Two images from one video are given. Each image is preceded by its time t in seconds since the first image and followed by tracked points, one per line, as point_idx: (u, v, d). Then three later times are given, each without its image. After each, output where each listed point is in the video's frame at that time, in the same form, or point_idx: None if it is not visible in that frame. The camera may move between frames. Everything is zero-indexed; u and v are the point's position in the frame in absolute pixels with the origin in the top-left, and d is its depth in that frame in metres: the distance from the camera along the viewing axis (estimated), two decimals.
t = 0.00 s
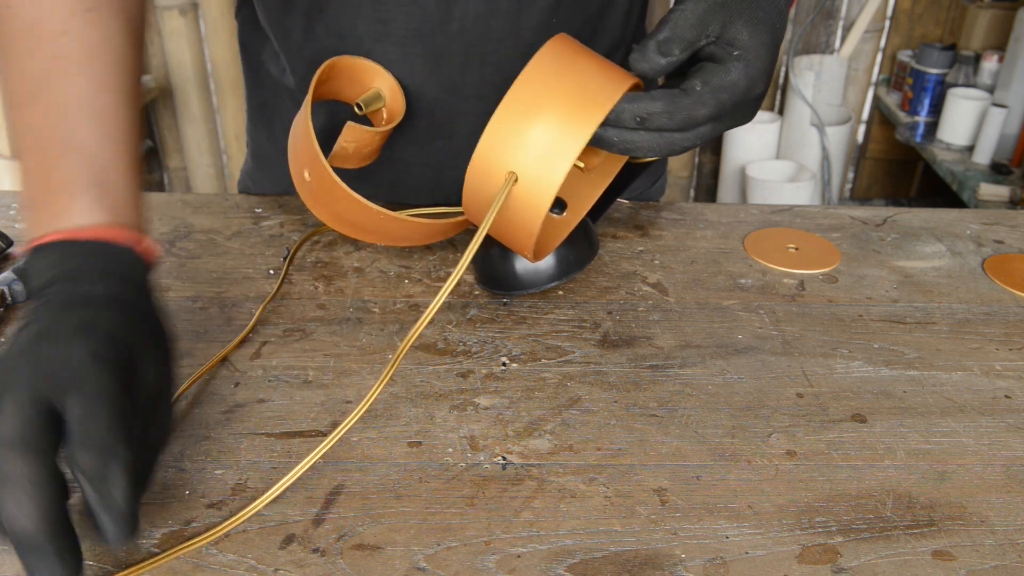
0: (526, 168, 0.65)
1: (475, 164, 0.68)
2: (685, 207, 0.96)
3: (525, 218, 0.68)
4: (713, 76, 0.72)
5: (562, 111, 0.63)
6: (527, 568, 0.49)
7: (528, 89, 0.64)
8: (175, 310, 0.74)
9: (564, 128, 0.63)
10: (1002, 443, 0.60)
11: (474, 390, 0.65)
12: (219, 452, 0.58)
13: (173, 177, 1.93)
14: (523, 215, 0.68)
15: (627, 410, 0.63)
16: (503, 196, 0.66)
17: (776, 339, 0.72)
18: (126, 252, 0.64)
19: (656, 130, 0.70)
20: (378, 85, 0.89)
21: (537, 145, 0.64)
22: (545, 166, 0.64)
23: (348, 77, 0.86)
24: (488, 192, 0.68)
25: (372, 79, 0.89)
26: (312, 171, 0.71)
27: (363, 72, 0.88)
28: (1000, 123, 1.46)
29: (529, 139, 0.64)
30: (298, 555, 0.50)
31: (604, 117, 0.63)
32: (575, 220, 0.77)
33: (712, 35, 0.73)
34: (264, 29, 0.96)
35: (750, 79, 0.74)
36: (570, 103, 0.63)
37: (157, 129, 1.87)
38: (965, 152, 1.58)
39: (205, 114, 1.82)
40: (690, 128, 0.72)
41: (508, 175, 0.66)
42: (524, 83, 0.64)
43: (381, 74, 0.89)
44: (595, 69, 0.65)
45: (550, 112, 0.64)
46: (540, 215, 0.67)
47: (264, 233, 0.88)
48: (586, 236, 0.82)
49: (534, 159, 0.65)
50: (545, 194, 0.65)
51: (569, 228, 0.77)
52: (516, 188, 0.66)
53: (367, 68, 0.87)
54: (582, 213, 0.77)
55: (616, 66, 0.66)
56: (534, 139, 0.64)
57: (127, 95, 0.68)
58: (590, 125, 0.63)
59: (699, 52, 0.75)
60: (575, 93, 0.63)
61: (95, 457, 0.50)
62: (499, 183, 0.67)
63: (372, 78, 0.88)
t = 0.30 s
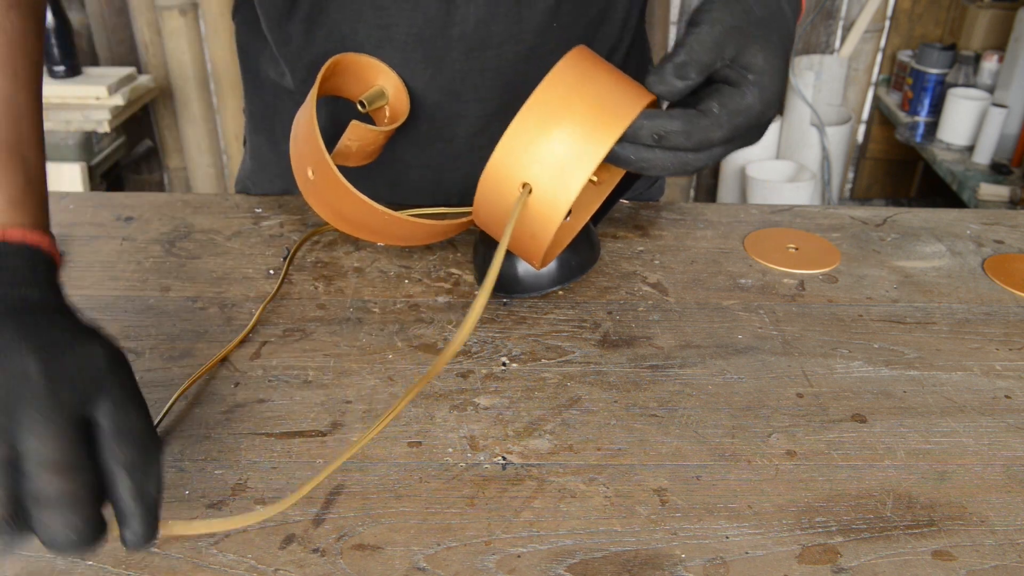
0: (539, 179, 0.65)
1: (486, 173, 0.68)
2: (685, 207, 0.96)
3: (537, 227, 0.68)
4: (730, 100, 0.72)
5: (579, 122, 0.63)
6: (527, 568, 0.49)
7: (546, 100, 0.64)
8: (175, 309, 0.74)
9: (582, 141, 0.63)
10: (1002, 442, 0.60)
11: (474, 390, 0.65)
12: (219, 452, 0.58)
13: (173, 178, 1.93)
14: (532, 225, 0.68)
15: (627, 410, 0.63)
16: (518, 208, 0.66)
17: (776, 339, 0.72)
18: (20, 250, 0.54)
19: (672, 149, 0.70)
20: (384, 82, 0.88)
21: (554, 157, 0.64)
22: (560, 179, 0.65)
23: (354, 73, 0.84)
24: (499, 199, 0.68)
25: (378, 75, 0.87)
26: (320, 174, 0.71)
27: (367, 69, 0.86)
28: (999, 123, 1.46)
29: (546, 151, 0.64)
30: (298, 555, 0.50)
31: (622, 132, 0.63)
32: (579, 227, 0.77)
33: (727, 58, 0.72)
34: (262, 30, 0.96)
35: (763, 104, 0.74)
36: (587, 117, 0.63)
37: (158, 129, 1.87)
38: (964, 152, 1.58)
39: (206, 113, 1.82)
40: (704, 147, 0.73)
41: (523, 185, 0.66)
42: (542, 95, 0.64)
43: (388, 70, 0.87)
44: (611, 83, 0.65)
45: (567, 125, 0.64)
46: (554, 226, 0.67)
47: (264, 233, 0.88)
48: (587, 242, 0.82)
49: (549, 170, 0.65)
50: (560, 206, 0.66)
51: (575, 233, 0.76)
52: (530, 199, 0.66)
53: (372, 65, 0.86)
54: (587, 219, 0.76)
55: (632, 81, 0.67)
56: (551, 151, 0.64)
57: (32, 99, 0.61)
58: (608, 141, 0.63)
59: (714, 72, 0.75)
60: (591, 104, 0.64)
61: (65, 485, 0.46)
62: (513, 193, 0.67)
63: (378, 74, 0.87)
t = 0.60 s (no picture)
0: (567, 220, 0.61)
1: (515, 203, 0.63)
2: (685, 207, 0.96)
3: (563, 264, 0.65)
4: (767, 166, 0.70)
5: (620, 168, 0.59)
6: (527, 568, 0.49)
7: (593, 143, 0.58)
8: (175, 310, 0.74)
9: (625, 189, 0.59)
10: (1002, 442, 0.60)
11: (474, 390, 0.65)
12: (220, 452, 0.58)
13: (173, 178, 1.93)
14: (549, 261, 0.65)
15: (627, 410, 0.63)
16: (549, 251, 0.62)
17: (776, 339, 0.72)
18: (108, 184, 0.66)
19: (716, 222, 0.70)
20: (408, 69, 0.84)
21: (593, 202, 0.60)
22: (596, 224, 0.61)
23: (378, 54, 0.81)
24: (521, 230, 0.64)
25: (403, 62, 0.83)
26: (342, 175, 0.68)
27: (391, 54, 0.83)
28: (1000, 123, 1.46)
29: (587, 195, 0.60)
30: (298, 555, 0.50)
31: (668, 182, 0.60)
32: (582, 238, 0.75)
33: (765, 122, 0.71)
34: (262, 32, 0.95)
35: (801, 164, 0.71)
36: (636, 166, 0.59)
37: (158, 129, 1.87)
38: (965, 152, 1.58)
39: (206, 114, 1.82)
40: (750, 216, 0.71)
41: (554, 225, 0.62)
42: (588, 134, 0.58)
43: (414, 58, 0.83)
44: (658, 133, 0.60)
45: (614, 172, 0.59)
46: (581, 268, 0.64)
47: (264, 233, 0.88)
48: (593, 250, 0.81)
49: (586, 215, 0.61)
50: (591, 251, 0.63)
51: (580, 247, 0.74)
52: (561, 240, 0.63)
53: (397, 50, 0.82)
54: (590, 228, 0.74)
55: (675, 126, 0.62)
56: (592, 195, 0.60)
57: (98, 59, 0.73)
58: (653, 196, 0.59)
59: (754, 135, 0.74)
60: (641, 153, 0.59)
61: (78, 356, 0.54)
62: (544, 230, 0.63)
63: (403, 60, 0.83)
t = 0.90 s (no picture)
0: (576, 222, 0.62)
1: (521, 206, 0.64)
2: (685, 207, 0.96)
3: (567, 264, 0.65)
4: (749, 242, 0.70)
5: (625, 165, 0.59)
6: (527, 568, 0.49)
7: (599, 141, 0.59)
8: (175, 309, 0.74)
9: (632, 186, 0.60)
10: (1002, 442, 0.60)
11: (474, 390, 0.65)
12: (220, 452, 0.58)
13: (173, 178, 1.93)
14: (555, 264, 0.65)
15: (627, 410, 0.63)
16: (556, 249, 0.62)
17: (776, 339, 0.72)
18: (175, 185, 0.66)
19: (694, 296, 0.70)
20: (408, 70, 0.86)
21: (600, 200, 0.61)
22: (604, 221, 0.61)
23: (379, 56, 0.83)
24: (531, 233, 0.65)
25: (403, 63, 0.85)
26: (341, 172, 0.68)
27: (393, 57, 0.85)
28: (1000, 124, 1.46)
29: (595, 192, 0.60)
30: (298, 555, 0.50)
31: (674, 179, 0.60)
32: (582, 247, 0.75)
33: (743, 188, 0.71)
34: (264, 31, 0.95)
35: (784, 232, 0.70)
36: (641, 162, 0.60)
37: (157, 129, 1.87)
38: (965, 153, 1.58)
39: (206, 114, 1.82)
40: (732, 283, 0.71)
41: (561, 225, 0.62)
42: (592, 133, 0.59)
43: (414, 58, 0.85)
44: (663, 131, 0.61)
45: (620, 168, 0.60)
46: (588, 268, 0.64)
47: (264, 233, 0.88)
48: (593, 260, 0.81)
49: (594, 211, 0.61)
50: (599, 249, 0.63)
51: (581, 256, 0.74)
52: (567, 239, 0.63)
53: (398, 51, 0.84)
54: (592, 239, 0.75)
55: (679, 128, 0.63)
56: (599, 193, 0.60)
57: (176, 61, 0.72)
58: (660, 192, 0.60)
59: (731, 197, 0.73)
60: (644, 149, 0.60)
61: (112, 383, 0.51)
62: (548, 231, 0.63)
63: (403, 62, 0.85)
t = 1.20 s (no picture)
0: (549, 202, 0.61)
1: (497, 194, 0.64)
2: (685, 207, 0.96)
3: (549, 250, 0.64)
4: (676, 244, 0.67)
5: (592, 145, 0.59)
6: (527, 568, 0.49)
7: (564, 123, 0.59)
8: (175, 309, 0.74)
9: (602, 164, 0.59)
10: (1002, 442, 0.60)
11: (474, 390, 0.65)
12: (220, 451, 0.58)
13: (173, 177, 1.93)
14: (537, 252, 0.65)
15: (627, 410, 0.63)
16: (532, 234, 0.62)
17: (776, 339, 0.72)
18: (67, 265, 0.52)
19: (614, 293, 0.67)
20: (401, 74, 0.86)
21: (570, 182, 0.60)
22: (579, 204, 0.61)
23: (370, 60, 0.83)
24: (510, 220, 0.65)
25: (395, 67, 0.85)
26: (334, 179, 0.68)
27: (386, 60, 0.85)
28: (999, 123, 1.46)
29: (565, 175, 0.60)
30: (298, 555, 0.50)
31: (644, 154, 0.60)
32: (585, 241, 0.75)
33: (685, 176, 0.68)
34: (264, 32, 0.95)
35: (715, 240, 0.68)
36: (609, 140, 0.59)
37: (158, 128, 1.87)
38: (964, 152, 1.58)
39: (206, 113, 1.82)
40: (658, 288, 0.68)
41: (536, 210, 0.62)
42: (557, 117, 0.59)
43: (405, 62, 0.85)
44: (633, 110, 0.61)
45: (589, 149, 0.59)
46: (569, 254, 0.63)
47: (264, 233, 0.88)
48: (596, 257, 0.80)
49: (566, 194, 0.61)
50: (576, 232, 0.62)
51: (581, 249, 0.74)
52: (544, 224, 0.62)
53: (389, 54, 0.84)
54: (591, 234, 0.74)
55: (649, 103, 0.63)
56: (568, 175, 0.60)
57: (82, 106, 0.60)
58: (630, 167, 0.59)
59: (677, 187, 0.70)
60: (610, 127, 0.60)
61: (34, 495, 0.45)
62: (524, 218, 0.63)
63: (395, 65, 0.85)
